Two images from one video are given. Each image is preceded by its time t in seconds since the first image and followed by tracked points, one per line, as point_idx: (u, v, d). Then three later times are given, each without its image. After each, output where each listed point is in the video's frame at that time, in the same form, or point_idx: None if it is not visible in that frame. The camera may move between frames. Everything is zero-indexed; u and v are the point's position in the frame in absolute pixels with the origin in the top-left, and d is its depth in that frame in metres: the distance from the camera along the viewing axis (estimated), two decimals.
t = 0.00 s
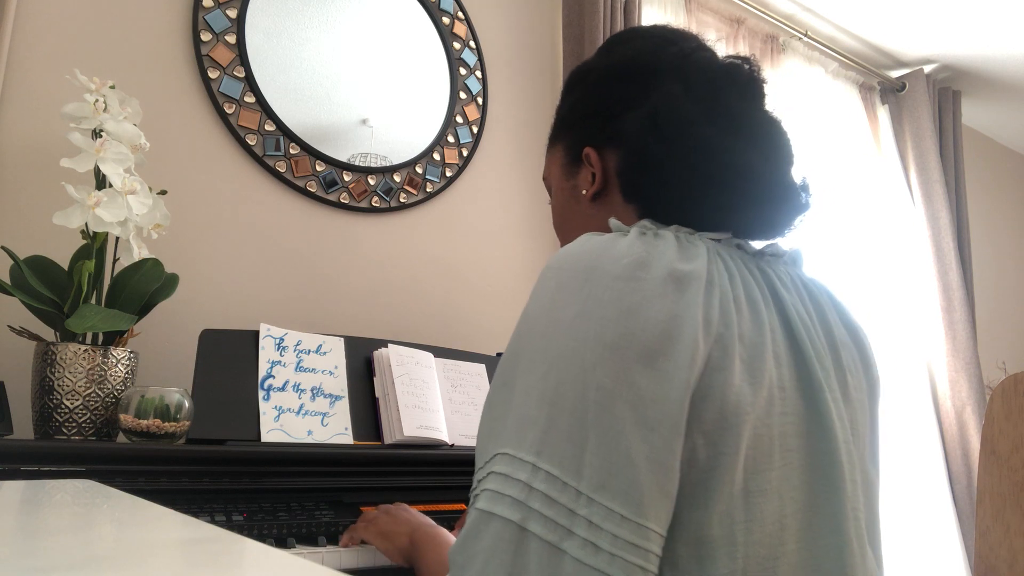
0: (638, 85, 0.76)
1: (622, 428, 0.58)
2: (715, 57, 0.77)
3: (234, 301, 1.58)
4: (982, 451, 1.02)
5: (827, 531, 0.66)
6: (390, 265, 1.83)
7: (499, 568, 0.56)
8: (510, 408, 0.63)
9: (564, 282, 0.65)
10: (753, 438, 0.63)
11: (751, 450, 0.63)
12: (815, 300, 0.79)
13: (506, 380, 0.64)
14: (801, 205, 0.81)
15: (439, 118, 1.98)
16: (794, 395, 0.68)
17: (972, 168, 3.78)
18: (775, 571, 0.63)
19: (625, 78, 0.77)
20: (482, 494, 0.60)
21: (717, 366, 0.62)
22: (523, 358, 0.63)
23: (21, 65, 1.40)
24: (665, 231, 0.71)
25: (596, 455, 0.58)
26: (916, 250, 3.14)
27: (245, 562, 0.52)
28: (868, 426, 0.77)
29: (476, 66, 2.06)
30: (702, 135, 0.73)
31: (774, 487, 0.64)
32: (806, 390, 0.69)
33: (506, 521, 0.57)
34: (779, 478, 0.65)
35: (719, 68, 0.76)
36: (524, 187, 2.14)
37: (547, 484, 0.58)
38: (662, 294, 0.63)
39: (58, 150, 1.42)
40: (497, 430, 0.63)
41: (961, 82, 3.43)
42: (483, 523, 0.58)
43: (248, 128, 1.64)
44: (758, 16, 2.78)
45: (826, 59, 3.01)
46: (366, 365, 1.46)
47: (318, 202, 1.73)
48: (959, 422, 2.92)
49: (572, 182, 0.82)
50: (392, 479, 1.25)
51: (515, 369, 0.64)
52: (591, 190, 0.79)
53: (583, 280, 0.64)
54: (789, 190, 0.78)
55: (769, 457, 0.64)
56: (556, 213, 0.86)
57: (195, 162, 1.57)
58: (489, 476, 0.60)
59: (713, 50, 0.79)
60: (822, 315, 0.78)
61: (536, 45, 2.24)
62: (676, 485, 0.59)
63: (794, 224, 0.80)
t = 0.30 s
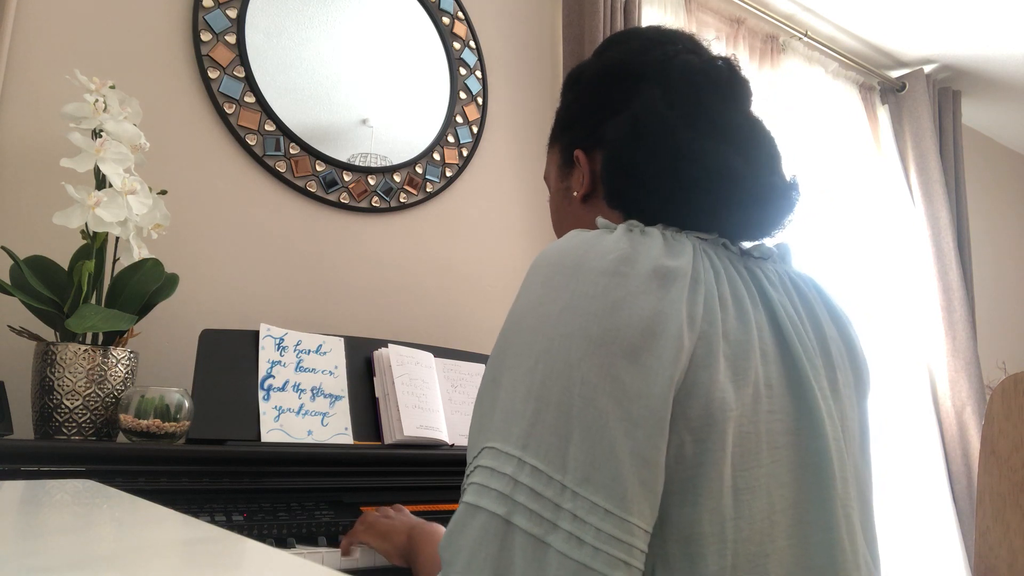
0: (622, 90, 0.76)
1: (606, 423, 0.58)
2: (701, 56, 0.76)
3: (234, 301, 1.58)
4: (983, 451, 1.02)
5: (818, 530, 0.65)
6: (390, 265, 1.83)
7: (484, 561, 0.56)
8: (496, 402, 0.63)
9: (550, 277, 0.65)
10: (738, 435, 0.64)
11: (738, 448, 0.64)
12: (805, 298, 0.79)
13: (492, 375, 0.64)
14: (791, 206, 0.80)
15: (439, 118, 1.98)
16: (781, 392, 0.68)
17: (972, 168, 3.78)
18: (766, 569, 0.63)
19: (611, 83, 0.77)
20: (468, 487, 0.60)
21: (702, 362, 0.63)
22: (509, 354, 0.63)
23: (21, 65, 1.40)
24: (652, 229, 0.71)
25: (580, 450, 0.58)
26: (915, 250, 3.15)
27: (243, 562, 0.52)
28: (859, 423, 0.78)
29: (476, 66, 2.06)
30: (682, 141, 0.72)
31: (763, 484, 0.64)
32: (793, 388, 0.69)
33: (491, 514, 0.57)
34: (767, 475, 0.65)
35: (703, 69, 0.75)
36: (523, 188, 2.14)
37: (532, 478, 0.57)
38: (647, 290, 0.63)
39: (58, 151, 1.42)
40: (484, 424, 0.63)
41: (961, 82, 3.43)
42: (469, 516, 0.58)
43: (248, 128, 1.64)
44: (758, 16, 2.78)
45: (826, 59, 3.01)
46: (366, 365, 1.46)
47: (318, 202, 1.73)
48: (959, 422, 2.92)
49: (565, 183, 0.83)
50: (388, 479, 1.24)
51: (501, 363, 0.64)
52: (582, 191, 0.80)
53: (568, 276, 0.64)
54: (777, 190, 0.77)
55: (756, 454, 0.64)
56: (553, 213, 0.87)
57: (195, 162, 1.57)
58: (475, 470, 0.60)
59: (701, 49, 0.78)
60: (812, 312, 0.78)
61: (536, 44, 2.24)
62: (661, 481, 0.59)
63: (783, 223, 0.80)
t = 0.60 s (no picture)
0: (631, 87, 0.76)
1: (608, 423, 0.58)
2: (712, 56, 0.76)
3: (234, 301, 1.58)
4: (983, 451, 1.02)
5: (822, 533, 0.65)
6: (390, 265, 1.83)
7: (482, 559, 0.56)
8: (497, 401, 0.63)
9: (554, 275, 0.65)
10: (741, 436, 0.64)
11: (741, 450, 0.64)
12: (811, 299, 0.79)
13: (495, 374, 0.64)
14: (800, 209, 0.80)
15: (439, 118, 1.98)
16: (786, 394, 0.68)
17: (973, 168, 3.78)
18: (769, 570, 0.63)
19: (618, 81, 0.77)
20: (468, 484, 0.60)
21: (706, 363, 0.63)
22: (511, 353, 0.63)
23: (21, 65, 1.40)
24: (657, 228, 0.71)
25: (582, 450, 0.58)
26: (916, 249, 3.14)
27: (244, 562, 0.52)
28: (864, 426, 0.78)
29: (476, 66, 2.06)
30: (689, 141, 0.72)
31: (766, 487, 0.64)
32: (798, 390, 0.69)
33: (490, 511, 0.57)
34: (771, 477, 0.65)
35: (713, 68, 0.74)
36: (524, 187, 2.14)
37: (532, 477, 0.58)
38: (652, 291, 0.63)
39: (58, 151, 1.42)
40: (484, 421, 0.63)
41: (961, 82, 3.43)
42: (468, 513, 0.58)
43: (248, 128, 1.64)
44: (758, 16, 2.77)
45: (826, 59, 3.01)
46: (366, 365, 1.46)
47: (319, 202, 1.74)
48: (959, 422, 2.92)
49: (574, 177, 0.84)
50: (391, 479, 1.25)
51: (503, 361, 0.64)
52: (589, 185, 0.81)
53: (574, 275, 0.64)
54: (786, 192, 0.77)
55: (760, 456, 0.65)
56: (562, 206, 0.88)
57: (195, 162, 1.57)
58: (475, 467, 0.60)
59: (713, 49, 0.78)
60: (818, 314, 0.78)
61: (536, 44, 2.24)
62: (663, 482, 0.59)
63: (794, 224, 0.80)
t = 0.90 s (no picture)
0: (650, 80, 0.76)
1: (621, 428, 0.58)
2: (732, 55, 0.76)
3: (234, 301, 1.58)
4: (983, 451, 1.02)
5: (830, 537, 0.65)
6: (391, 265, 1.83)
7: (495, 566, 0.56)
8: (508, 406, 0.63)
9: (565, 279, 0.65)
10: (753, 441, 0.64)
11: (752, 454, 0.64)
12: (819, 302, 0.79)
13: (506, 379, 0.64)
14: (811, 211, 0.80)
15: (439, 118, 1.98)
16: (796, 398, 0.68)
17: (972, 168, 3.78)
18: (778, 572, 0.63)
19: (636, 73, 0.77)
20: (479, 492, 0.60)
21: (719, 367, 0.63)
22: (522, 358, 0.63)
23: (21, 65, 1.40)
24: (667, 230, 0.71)
25: (595, 455, 0.58)
26: (916, 250, 3.14)
27: (246, 563, 0.52)
28: (870, 429, 0.78)
29: (476, 66, 2.06)
30: (710, 141, 0.72)
31: (776, 491, 0.64)
32: (808, 394, 0.69)
33: (502, 518, 0.57)
34: (781, 482, 0.65)
35: (735, 67, 0.74)
36: (524, 188, 2.14)
37: (545, 484, 0.58)
38: (664, 294, 0.63)
39: (58, 151, 1.42)
40: (495, 427, 0.63)
41: (961, 82, 3.43)
42: (480, 520, 0.58)
43: (248, 128, 1.64)
44: (758, 16, 2.78)
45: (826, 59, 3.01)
46: (366, 365, 1.46)
47: (319, 202, 1.73)
48: (959, 422, 2.92)
49: (578, 171, 0.83)
50: (395, 480, 1.25)
51: (514, 366, 0.64)
52: (595, 181, 0.81)
53: (586, 278, 0.64)
54: (795, 193, 0.77)
55: (769, 460, 0.64)
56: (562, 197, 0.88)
57: (195, 162, 1.57)
58: (486, 474, 0.60)
59: (732, 50, 0.78)
60: (826, 317, 0.78)
61: (536, 44, 2.24)
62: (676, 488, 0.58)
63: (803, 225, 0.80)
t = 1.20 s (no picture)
0: (655, 70, 0.77)
1: (615, 429, 0.58)
2: (714, 55, 0.77)
3: (234, 301, 1.58)
4: (983, 451, 1.02)
5: (827, 538, 0.65)
6: (390, 265, 1.83)
7: (485, 564, 0.56)
8: (500, 405, 0.63)
9: (561, 276, 0.65)
10: (749, 442, 0.64)
11: (749, 455, 0.64)
12: (817, 300, 0.79)
13: (498, 377, 0.64)
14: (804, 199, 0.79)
15: (439, 118, 1.98)
16: (793, 398, 0.68)
17: (972, 168, 3.77)
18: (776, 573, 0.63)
19: (638, 65, 0.78)
20: (470, 490, 0.60)
21: (715, 368, 0.63)
22: (516, 356, 0.63)
23: (21, 65, 1.40)
24: (664, 228, 0.71)
25: (588, 455, 0.58)
26: (916, 250, 3.14)
27: (245, 562, 0.52)
28: (867, 429, 0.78)
29: (476, 66, 2.06)
30: (720, 124, 0.74)
31: (772, 492, 0.64)
32: (806, 394, 0.69)
33: (494, 517, 0.58)
34: (777, 483, 0.65)
35: (736, 62, 0.77)
36: (523, 188, 2.14)
37: (537, 484, 0.58)
38: (661, 294, 0.63)
39: (58, 151, 1.42)
40: (486, 425, 0.63)
41: (961, 82, 3.43)
42: (471, 519, 0.59)
43: (248, 128, 1.64)
44: (758, 16, 2.77)
45: (826, 59, 3.01)
46: (366, 365, 1.46)
47: (319, 202, 1.73)
48: (959, 423, 2.92)
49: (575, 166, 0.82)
50: (393, 480, 1.25)
51: (506, 364, 0.64)
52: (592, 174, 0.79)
53: (582, 276, 0.64)
54: (788, 186, 0.77)
55: (766, 461, 0.64)
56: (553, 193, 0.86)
57: (195, 162, 1.57)
58: (477, 472, 0.61)
59: (714, 44, 0.79)
60: (824, 316, 0.78)
61: (536, 44, 2.24)
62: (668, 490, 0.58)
63: (798, 220, 0.80)
